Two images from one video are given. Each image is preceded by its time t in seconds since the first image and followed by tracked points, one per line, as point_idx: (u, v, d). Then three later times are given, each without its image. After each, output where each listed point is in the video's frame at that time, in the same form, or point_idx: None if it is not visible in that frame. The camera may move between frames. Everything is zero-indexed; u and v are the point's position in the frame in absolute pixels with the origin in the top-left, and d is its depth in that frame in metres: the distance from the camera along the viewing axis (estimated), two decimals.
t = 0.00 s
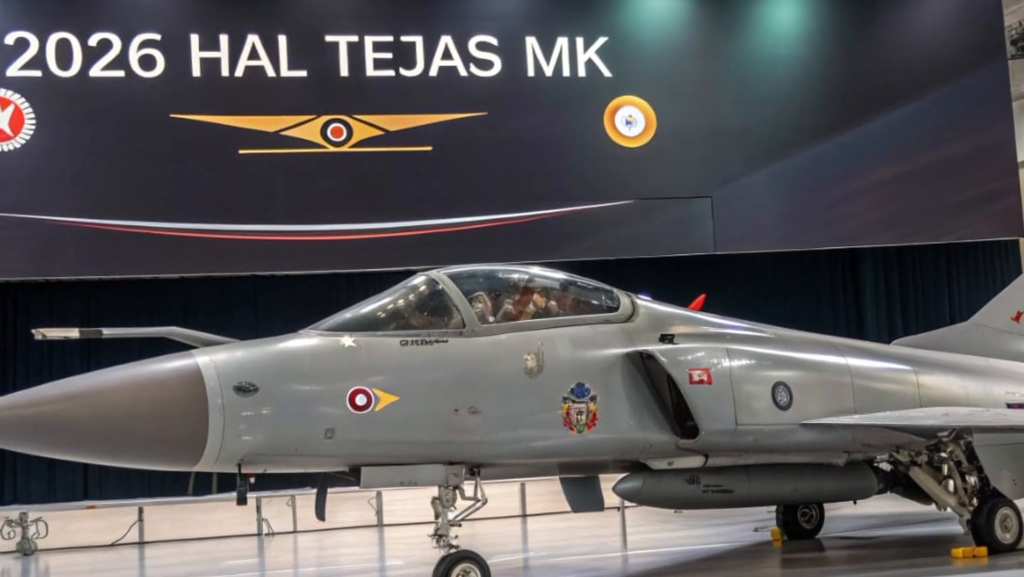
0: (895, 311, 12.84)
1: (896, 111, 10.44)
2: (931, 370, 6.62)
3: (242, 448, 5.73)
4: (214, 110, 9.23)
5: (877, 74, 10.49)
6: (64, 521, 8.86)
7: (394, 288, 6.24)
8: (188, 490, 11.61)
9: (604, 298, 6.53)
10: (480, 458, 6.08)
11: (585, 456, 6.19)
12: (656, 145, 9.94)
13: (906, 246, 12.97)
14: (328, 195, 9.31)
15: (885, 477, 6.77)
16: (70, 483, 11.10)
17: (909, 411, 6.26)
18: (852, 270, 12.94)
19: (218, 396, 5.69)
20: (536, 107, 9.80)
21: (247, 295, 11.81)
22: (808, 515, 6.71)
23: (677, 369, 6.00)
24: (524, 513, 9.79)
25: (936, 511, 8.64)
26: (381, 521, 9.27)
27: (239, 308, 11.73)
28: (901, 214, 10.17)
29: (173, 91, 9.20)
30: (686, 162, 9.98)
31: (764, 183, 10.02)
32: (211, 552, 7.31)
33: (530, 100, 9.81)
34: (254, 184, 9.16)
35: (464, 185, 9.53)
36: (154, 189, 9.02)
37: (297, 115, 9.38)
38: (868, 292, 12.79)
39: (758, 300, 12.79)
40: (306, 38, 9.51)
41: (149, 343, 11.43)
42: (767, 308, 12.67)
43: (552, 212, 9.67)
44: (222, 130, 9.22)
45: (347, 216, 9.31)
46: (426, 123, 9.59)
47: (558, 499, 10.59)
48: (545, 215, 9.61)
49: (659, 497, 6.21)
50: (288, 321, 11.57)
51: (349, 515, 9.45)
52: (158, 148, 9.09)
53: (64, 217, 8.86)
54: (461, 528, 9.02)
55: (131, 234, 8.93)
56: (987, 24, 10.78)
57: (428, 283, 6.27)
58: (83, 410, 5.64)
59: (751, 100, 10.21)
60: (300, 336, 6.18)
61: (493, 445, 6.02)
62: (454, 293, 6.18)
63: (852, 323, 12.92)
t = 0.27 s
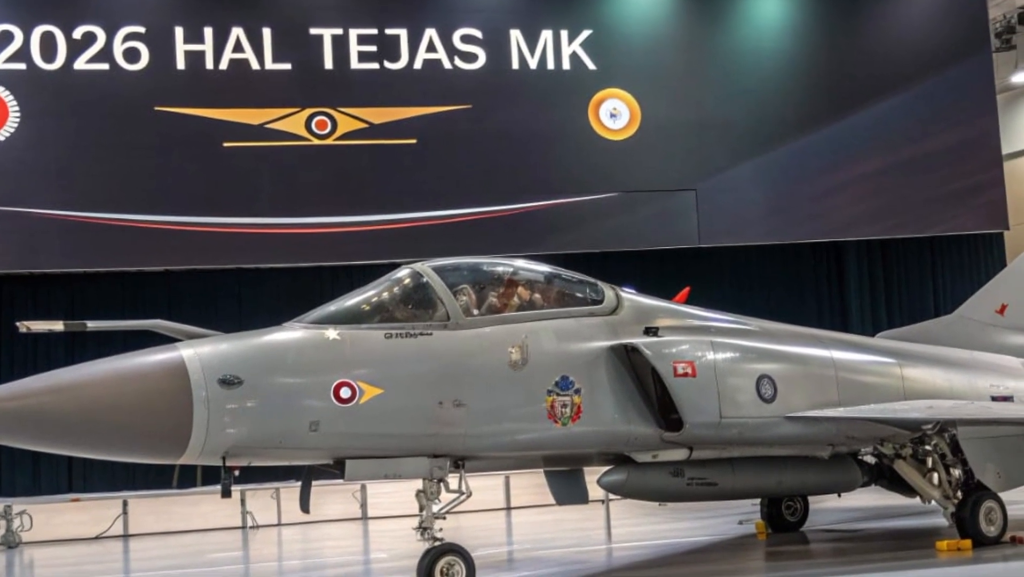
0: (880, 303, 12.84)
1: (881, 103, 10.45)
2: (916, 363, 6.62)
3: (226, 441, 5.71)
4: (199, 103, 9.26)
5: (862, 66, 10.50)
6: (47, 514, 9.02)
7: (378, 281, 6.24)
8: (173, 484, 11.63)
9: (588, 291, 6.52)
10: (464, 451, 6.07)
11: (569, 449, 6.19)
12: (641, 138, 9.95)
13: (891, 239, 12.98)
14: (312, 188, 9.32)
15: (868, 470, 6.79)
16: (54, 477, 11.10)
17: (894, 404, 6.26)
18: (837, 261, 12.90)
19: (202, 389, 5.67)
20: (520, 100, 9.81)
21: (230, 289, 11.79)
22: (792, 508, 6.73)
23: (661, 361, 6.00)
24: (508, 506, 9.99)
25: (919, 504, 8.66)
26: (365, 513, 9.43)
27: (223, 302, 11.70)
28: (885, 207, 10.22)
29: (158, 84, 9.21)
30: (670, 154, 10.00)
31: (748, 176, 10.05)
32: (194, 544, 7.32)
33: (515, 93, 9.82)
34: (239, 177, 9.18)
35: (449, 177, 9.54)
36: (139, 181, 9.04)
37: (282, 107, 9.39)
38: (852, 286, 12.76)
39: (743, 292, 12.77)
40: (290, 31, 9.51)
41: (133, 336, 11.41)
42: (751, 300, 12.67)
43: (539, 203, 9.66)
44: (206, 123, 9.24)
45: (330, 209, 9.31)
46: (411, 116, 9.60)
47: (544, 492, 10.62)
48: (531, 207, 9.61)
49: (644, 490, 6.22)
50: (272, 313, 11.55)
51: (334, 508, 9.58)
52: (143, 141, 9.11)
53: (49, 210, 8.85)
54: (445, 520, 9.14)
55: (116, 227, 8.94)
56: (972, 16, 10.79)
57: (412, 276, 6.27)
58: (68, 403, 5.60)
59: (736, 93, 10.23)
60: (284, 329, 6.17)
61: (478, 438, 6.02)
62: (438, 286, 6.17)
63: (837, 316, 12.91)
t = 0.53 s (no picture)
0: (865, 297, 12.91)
1: (865, 95, 10.47)
2: (901, 356, 6.62)
3: (210, 434, 5.67)
4: (184, 95, 9.28)
5: (846, 59, 10.52)
6: (31, 507, 9.19)
7: (363, 274, 6.24)
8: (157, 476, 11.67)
9: (572, 284, 6.53)
10: (449, 444, 6.06)
11: (554, 442, 6.19)
12: (625, 130, 9.98)
13: (876, 232, 13.03)
14: (297, 181, 9.34)
15: (853, 464, 6.83)
16: (38, 469, 11.13)
17: (878, 397, 6.26)
18: (821, 255, 12.98)
19: (186, 381, 5.63)
20: (505, 93, 9.83)
21: (215, 281, 11.81)
22: (777, 500, 6.77)
23: (646, 354, 5.99)
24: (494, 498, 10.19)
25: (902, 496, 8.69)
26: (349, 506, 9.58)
27: (208, 295, 11.73)
28: (870, 199, 10.26)
29: (143, 77, 9.23)
30: (654, 146, 10.03)
31: (733, 169, 10.08)
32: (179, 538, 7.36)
33: (499, 86, 9.84)
34: (223, 169, 9.20)
35: (434, 169, 9.58)
36: (123, 174, 9.06)
37: (266, 100, 9.41)
38: (837, 281, 12.83)
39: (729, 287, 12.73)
40: (275, 24, 9.53)
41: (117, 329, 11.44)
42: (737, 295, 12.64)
43: (522, 196, 9.72)
44: (191, 116, 9.26)
45: (314, 202, 9.33)
46: (395, 109, 9.62)
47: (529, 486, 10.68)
48: (514, 199, 9.66)
49: (629, 482, 6.21)
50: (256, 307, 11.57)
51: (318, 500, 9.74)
52: (128, 134, 9.13)
53: (33, 203, 8.87)
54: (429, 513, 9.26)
55: (101, 220, 8.97)
56: (956, 10, 10.82)
57: (397, 269, 6.27)
58: (52, 396, 5.53)
59: (720, 86, 10.25)
60: (269, 322, 6.16)
61: (462, 431, 6.01)
62: (422, 278, 6.18)
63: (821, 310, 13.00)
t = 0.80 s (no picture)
0: (849, 290, 12.99)
1: (850, 88, 10.45)
2: (886, 349, 6.63)
3: (194, 426, 5.64)
4: (169, 88, 9.30)
5: (831, 52, 10.52)
6: (16, 499, 9.46)
7: (347, 267, 6.22)
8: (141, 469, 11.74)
9: (557, 276, 6.51)
10: (433, 437, 6.06)
11: (538, 435, 6.19)
12: (609, 123, 10.02)
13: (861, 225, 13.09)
14: (281, 174, 9.39)
15: (837, 455, 6.84)
16: (21, 462, 11.20)
17: (863, 389, 6.26)
18: (805, 248, 13.07)
19: (171, 374, 5.59)
20: (489, 86, 9.86)
21: (200, 274, 11.87)
22: (762, 494, 6.68)
23: (630, 347, 5.97)
24: (478, 491, 10.43)
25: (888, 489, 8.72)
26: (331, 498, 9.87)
27: (192, 288, 11.78)
28: (856, 191, 10.26)
29: (127, 69, 9.25)
30: (639, 139, 10.06)
31: (718, 162, 10.11)
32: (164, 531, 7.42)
33: (483, 79, 9.87)
34: (208, 162, 9.24)
35: (418, 162, 9.61)
36: (108, 167, 9.10)
37: (251, 93, 9.45)
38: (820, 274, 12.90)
39: (712, 279, 12.86)
40: (260, 17, 9.54)
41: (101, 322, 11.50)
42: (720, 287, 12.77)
43: (505, 189, 9.74)
44: (175, 109, 9.29)
45: (299, 195, 9.38)
46: (380, 101, 9.65)
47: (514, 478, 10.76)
48: (498, 192, 9.69)
49: (613, 474, 6.21)
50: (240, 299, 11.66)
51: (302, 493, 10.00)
52: (112, 127, 9.16)
53: (17, 195, 8.91)
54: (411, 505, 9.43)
55: (85, 213, 9.00)
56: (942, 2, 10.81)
57: (381, 262, 6.25)
58: (38, 389, 5.49)
59: (705, 80, 10.27)
60: (253, 315, 6.12)
61: (447, 424, 6.00)
62: (407, 272, 6.14)
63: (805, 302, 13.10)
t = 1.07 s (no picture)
0: (834, 283, 13.04)
1: (835, 81, 10.48)
2: (870, 341, 6.64)
3: (179, 419, 5.58)
4: (152, 81, 9.33)
5: (815, 45, 10.55)
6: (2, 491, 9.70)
7: (331, 260, 6.20)
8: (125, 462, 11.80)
9: (541, 269, 6.51)
10: (417, 430, 6.02)
11: (523, 427, 6.18)
12: (594, 116, 10.05)
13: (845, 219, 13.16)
14: (266, 167, 9.43)
15: (821, 448, 6.87)
16: (6, 454, 11.27)
17: (847, 382, 6.26)
18: (790, 241, 13.13)
19: (155, 367, 5.53)
20: (474, 78, 9.88)
21: (184, 267, 11.92)
22: (746, 486, 6.73)
23: (615, 340, 5.96)
24: (462, 484, 10.63)
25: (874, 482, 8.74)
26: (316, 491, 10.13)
27: (177, 280, 11.83)
28: (839, 185, 10.30)
29: (111, 62, 9.28)
30: (624, 132, 10.09)
31: (703, 154, 10.17)
32: (149, 524, 7.45)
33: (468, 71, 9.89)
34: (193, 155, 9.30)
35: (402, 155, 9.65)
36: (92, 160, 9.14)
37: (234, 85, 9.47)
38: (805, 266, 12.95)
39: (696, 272, 12.91)
40: (244, 10, 9.56)
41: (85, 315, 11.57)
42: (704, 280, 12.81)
43: (490, 182, 9.79)
44: (159, 101, 9.32)
45: (284, 187, 9.43)
46: (364, 94, 9.68)
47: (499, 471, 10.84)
48: (484, 185, 9.75)
49: (598, 467, 6.22)
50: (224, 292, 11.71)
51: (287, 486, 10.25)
52: (96, 119, 9.20)
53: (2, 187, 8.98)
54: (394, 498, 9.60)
55: (69, 205, 9.06)
56: None
57: (365, 255, 6.22)
58: (22, 381, 5.42)
59: (690, 73, 10.29)
60: (238, 308, 6.06)
61: (431, 416, 5.97)
62: (392, 265, 6.12)
63: (790, 296, 13.14)
